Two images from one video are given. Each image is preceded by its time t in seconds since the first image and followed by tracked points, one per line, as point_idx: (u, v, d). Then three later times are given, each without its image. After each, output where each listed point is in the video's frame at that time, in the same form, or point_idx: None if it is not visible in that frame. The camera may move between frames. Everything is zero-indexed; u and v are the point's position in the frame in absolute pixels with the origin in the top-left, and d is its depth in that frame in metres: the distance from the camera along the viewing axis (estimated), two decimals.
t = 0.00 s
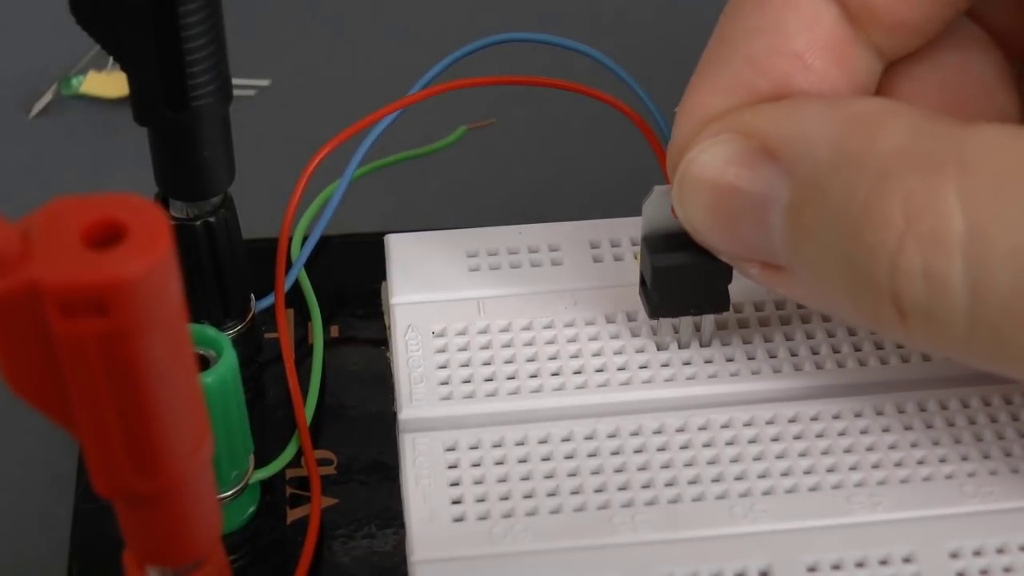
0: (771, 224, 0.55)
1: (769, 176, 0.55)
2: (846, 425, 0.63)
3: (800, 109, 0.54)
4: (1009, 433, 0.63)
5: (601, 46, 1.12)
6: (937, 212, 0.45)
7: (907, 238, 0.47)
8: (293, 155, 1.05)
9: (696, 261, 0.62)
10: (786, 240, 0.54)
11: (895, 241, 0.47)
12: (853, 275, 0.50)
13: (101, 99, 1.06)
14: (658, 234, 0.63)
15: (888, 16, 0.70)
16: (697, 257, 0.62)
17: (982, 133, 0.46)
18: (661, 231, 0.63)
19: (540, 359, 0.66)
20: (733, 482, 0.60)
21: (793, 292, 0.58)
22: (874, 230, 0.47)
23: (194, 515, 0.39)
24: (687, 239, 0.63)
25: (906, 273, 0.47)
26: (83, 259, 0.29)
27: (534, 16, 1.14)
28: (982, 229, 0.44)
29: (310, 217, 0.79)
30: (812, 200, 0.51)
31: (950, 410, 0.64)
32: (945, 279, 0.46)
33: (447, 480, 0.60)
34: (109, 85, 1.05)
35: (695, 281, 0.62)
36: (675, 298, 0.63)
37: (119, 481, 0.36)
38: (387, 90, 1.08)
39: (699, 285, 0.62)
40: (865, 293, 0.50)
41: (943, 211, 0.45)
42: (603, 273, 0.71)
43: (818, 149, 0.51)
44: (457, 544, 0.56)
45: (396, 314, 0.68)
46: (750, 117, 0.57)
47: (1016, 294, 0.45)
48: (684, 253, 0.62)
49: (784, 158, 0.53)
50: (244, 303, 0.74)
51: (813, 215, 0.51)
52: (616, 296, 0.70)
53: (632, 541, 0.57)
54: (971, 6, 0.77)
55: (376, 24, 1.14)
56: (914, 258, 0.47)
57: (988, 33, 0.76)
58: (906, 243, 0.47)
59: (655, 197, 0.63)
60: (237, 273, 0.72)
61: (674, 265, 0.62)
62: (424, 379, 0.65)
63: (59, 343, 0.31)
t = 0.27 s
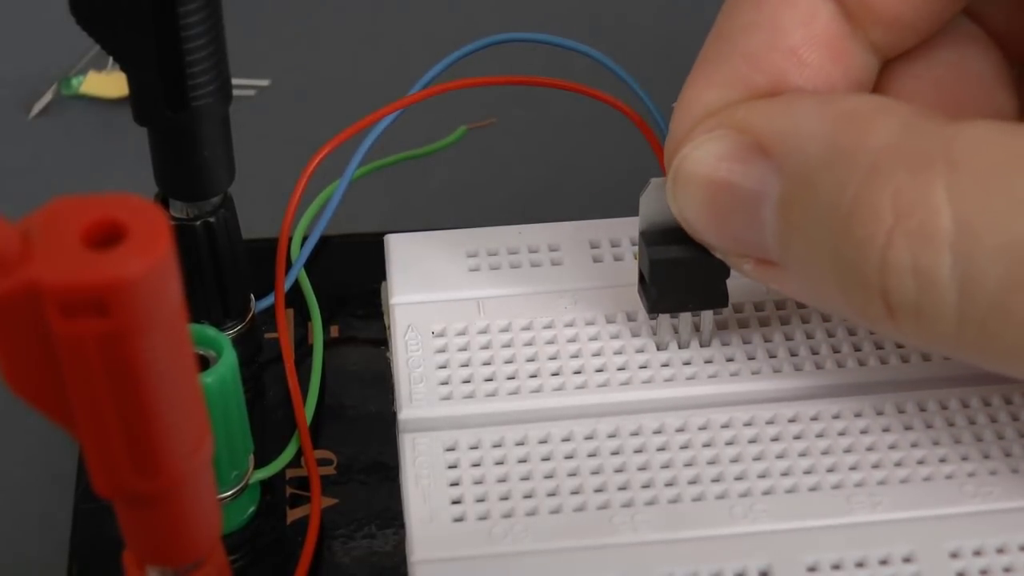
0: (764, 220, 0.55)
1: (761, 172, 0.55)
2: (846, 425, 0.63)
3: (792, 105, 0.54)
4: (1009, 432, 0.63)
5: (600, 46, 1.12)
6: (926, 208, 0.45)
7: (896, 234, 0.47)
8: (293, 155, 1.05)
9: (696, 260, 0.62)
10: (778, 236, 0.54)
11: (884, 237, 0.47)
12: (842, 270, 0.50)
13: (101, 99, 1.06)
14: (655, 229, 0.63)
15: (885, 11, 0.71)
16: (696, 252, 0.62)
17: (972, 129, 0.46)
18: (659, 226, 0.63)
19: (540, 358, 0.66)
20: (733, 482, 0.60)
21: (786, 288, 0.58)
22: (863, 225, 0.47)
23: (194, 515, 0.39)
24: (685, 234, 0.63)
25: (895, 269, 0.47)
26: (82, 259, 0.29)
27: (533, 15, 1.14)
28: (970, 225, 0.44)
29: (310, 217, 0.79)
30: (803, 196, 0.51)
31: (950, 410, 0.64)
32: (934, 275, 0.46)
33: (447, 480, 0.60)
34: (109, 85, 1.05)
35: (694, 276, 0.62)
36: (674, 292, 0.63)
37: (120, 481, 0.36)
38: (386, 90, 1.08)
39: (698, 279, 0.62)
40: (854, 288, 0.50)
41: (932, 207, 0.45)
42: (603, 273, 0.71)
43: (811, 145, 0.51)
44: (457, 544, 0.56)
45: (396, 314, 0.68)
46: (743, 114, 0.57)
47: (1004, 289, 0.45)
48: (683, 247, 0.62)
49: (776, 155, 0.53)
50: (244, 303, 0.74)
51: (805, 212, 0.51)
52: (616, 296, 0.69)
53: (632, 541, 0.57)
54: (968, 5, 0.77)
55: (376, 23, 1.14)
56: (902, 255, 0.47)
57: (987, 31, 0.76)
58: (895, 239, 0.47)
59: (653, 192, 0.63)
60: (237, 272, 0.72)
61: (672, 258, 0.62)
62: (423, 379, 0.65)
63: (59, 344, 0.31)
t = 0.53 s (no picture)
0: (762, 221, 0.55)
1: (760, 172, 0.55)
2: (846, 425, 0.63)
3: (790, 106, 0.54)
4: (1009, 432, 0.63)
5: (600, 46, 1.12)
6: (923, 208, 0.45)
7: (892, 235, 0.47)
8: (293, 155, 1.05)
9: (696, 259, 0.62)
10: (776, 239, 0.54)
11: (881, 239, 0.47)
12: (840, 271, 0.50)
13: (101, 99, 1.06)
14: (655, 229, 0.63)
15: (888, 8, 0.71)
16: (696, 252, 0.62)
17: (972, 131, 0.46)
18: (658, 226, 0.63)
19: (540, 358, 0.66)
20: (734, 482, 0.60)
21: (784, 291, 0.57)
22: (860, 227, 0.47)
23: (194, 515, 0.39)
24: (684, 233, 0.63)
25: (891, 271, 0.47)
26: (83, 259, 0.29)
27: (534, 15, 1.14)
28: (967, 225, 0.44)
29: (310, 217, 0.79)
30: (799, 198, 0.51)
31: (950, 410, 0.64)
32: (931, 276, 0.46)
33: (448, 479, 0.60)
34: (109, 85, 1.05)
35: (692, 275, 0.62)
36: (675, 291, 0.62)
37: (120, 482, 0.36)
38: (386, 91, 1.08)
39: (697, 279, 0.62)
40: (852, 289, 0.50)
41: (929, 207, 0.45)
42: (603, 273, 0.71)
43: (808, 147, 0.51)
44: (457, 544, 0.56)
45: (396, 314, 0.68)
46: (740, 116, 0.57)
47: (1002, 289, 0.44)
48: (683, 247, 0.62)
49: (773, 156, 0.53)
50: (244, 303, 0.74)
51: (802, 212, 0.51)
52: (616, 296, 0.69)
53: (632, 541, 0.57)
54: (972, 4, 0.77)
55: (376, 24, 1.13)
56: (899, 255, 0.47)
57: (989, 31, 0.76)
58: (892, 240, 0.47)
59: (652, 192, 0.63)
60: (237, 272, 0.72)
61: (671, 258, 0.62)
62: (423, 379, 0.65)
63: (59, 344, 0.31)
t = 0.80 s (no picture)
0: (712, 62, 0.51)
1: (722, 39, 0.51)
2: (847, 425, 0.63)
3: None
4: (1012, 432, 0.62)
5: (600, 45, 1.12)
6: (951, 123, 0.36)
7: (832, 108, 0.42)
8: (292, 155, 1.05)
9: (697, 259, 0.62)
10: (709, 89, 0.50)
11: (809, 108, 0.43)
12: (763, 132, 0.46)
13: (98, 98, 1.05)
14: (655, 229, 0.63)
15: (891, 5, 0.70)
16: (696, 253, 0.62)
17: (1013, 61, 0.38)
18: (658, 227, 0.63)
19: (539, 358, 0.66)
20: (734, 483, 0.59)
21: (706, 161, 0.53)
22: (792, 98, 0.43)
23: (192, 517, 0.39)
24: (684, 234, 0.63)
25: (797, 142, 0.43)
26: (81, 259, 0.29)
27: (533, 14, 1.14)
28: (992, 149, 0.35)
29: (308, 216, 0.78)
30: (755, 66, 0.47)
31: (952, 410, 0.64)
32: (953, 194, 0.36)
33: (447, 480, 0.60)
34: (105, 83, 1.05)
35: (692, 277, 0.62)
36: (675, 292, 0.62)
37: (118, 483, 0.35)
38: (386, 90, 1.08)
39: (697, 280, 0.62)
40: (943, 258, 0.38)
41: (956, 122, 0.36)
42: (602, 273, 0.70)
43: (831, 87, 0.40)
44: (456, 544, 0.56)
45: (394, 315, 0.68)
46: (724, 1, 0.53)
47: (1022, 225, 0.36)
48: (683, 247, 0.62)
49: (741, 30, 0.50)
50: (242, 303, 0.74)
51: (849, 163, 0.39)
52: (615, 296, 0.69)
53: (632, 542, 0.57)
54: None
55: (375, 22, 1.13)
56: (1018, 210, 0.36)
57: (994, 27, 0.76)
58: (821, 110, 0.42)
59: (652, 193, 0.62)
60: (235, 272, 0.72)
61: (672, 259, 0.62)
62: (422, 379, 0.64)
63: (57, 345, 0.30)
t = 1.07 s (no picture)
0: None
1: None
2: (851, 427, 0.61)
3: None
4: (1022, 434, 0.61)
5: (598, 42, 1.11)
6: None
7: None
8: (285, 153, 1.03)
9: (696, 260, 0.61)
10: None
11: None
12: None
13: (87, 96, 1.04)
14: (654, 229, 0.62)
15: None
16: (695, 253, 0.61)
17: None
18: (658, 227, 0.62)
19: (536, 360, 0.64)
20: (734, 486, 0.58)
21: None
22: None
23: (185, 521, 0.38)
24: (683, 234, 0.62)
25: None
26: (69, 260, 0.28)
27: (530, 10, 1.12)
28: None
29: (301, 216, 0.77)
30: None
31: (961, 414, 0.62)
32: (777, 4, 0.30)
33: (441, 484, 0.58)
34: (94, 81, 1.03)
35: (690, 277, 0.61)
36: (673, 293, 0.61)
37: (108, 488, 0.34)
38: (381, 88, 1.07)
39: (696, 281, 0.61)
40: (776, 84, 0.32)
41: None
42: (600, 273, 0.69)
43: None
44: (451, 550, 0.55)
45: (388, 317, 0.66)
46: None
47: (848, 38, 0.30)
48: (681, 247, 0.61)
49: None
50: (233, 304, 0.73)
51: None
52: (614, 297, 0.67)
53: (630, 547, 0.56)
54: None
55: (370, 18, 1.11)
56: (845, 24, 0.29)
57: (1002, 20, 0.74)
58: None
59: (650, 190, 0.61)
60: (226, 273, 0.71)
61: (670, 260, 0.60)
62: (417, 382, 0.63)
63: (45, 348, 0.29)
